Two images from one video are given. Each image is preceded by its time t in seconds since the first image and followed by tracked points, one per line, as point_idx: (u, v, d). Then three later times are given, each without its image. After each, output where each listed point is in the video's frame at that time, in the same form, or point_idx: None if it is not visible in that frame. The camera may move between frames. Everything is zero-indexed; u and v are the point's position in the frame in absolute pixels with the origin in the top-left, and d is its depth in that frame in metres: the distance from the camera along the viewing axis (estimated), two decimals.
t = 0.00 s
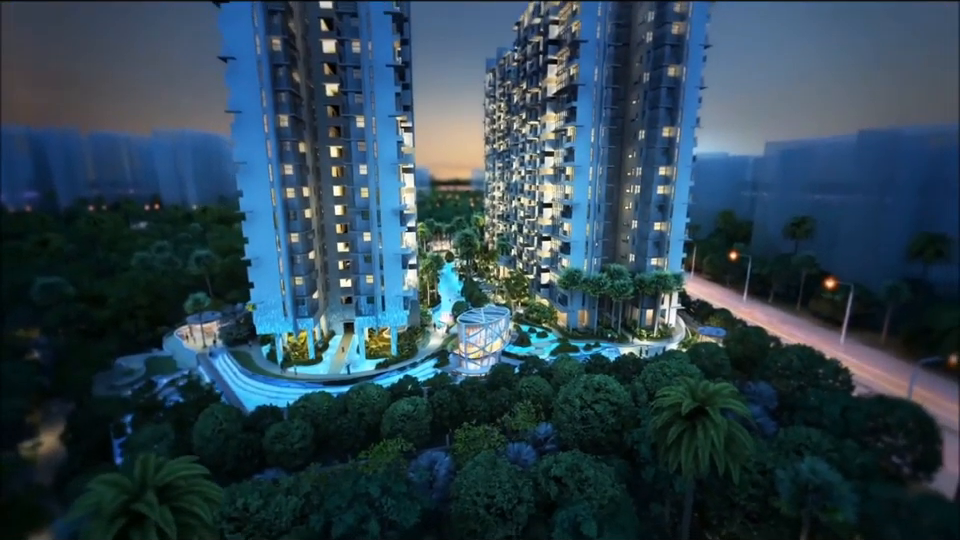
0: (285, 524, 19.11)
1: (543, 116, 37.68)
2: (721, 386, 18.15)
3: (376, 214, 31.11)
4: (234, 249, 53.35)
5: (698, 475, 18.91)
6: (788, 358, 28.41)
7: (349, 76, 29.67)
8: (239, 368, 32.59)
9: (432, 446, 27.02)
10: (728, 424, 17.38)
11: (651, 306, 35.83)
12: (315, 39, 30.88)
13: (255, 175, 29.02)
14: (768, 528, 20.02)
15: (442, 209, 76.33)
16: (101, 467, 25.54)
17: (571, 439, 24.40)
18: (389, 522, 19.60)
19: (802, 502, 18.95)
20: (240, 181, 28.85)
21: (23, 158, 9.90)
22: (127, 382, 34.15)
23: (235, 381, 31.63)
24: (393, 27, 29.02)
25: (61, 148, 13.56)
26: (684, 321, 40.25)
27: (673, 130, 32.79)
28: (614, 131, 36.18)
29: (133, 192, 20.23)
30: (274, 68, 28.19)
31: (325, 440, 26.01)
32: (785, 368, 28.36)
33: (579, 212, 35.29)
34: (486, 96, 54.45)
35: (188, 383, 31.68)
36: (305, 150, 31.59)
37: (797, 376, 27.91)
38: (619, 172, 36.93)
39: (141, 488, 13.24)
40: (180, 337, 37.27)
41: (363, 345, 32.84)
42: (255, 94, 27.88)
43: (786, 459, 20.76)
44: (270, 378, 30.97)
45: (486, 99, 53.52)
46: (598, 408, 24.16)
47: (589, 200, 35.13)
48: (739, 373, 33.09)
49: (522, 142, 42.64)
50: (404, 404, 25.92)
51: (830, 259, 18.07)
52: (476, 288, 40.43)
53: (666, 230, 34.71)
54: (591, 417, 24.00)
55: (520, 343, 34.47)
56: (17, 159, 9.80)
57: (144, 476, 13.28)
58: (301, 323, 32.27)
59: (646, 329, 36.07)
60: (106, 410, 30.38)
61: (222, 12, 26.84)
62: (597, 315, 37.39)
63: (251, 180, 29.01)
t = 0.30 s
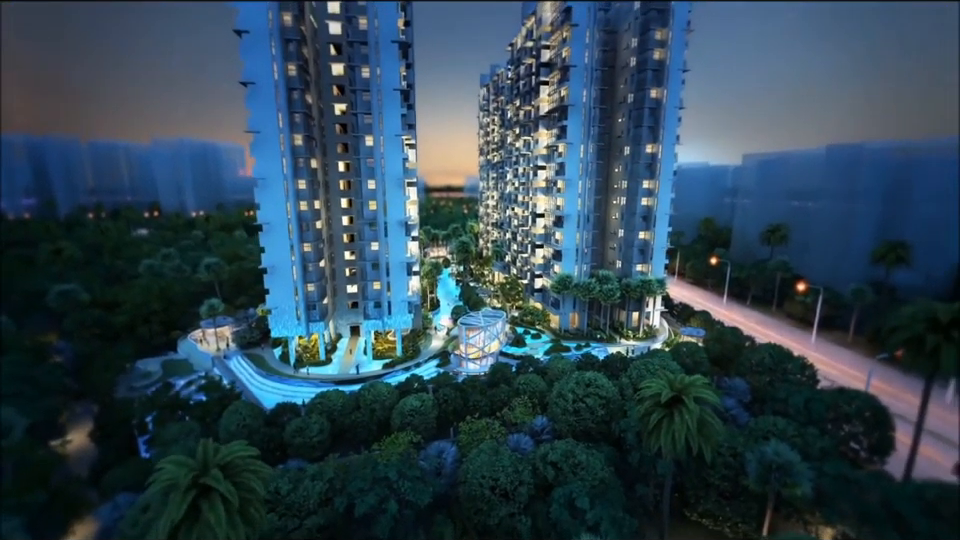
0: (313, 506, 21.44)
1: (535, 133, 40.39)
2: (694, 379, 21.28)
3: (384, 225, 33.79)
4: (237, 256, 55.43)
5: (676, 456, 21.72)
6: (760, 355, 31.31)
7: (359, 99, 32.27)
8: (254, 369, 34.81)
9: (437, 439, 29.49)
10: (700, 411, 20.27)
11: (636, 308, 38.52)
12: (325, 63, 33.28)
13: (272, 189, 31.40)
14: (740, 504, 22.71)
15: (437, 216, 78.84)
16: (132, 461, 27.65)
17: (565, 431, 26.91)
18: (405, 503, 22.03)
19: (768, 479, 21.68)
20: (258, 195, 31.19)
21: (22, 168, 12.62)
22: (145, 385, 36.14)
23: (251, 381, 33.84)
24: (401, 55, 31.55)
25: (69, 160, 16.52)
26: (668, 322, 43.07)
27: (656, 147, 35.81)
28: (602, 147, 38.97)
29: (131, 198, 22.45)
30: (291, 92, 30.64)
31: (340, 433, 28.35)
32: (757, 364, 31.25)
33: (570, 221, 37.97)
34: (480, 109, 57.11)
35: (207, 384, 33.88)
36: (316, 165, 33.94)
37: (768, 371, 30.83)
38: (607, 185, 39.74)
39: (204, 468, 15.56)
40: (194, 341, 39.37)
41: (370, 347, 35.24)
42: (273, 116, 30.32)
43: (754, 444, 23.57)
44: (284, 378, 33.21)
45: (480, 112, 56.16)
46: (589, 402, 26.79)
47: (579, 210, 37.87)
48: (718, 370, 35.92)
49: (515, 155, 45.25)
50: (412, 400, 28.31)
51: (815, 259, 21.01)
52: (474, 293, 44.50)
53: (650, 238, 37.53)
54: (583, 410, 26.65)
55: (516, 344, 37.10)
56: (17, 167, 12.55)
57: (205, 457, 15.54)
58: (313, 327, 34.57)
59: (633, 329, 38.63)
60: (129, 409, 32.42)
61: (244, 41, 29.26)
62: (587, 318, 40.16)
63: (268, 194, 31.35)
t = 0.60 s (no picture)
0: (333, 492, 23.42)
1: (529, 145, 42.81)
2: (676, 374, 23.83)
3: (389, 234, 36.13)
4: (241, 262, 57.28)
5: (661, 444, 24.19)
6: (739, 353, 34.01)
7: (366, 116, 34.57)
8: (266, 370, 36.73)
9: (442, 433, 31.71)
10: (681, 402, 22.76)
11: (625, 310, 41.17)
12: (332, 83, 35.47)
13: (284, 202, 33.67)
14: (718, 488, 25.23)
15: (432, 221, 81.19)
16: (156, 456, 29.60)
17: (560, 424, 29.25)
18: (417, 488, 24.28)
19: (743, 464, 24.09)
20: (272, 207, 33.42)
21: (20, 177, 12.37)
22: (159, 385, 37.96)
23: (263, 381, 35.87)
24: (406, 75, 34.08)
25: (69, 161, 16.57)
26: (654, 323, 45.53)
27: (642, 160, 38.44)
28: (591, 159, 41.52)
29: (132, 202, 25.40)
30: (302, 110, 32.93)
31: (352, 428, 30.43)
32: (736, 362, 33.92)
33: (563, 229, 40.38)
34: (475, 120, 59.49)
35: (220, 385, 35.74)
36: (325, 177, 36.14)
37: (746, 368, 33.51)
38: (597, 195, 42.24)
39: (247, 455, 17.77)
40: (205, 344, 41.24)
41: (376, 348, 37.44)
42: (286, 132, 32.58)
43: (731, 433, 26.07)
44: (295, 378, 35.25)
45: (475, 122, 58.47)
46: (582, 397, 29.20)
47: (571, 219, 40.31)
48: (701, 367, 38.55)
49: (510, 165, 47.58)
50: (418, 397, 30.52)
51: (779, 263, 20.19)
52: (471, 296, 46.76)
53: (638, 245, 40.02)
54: (576, 404, 29.04)
55: (512, 345, 39.47)
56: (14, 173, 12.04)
57: (246, 447, 17.63)
58: (322, 330, 36.70)
59: (622, 330, 41.18)
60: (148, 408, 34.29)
61: (259, 64, 31.52)
62: (579, 320, 42.48)
63: (282, 205, 33.62)
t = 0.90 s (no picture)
0: (352, 479, 25.82)
1: (523, 158, 45.52)
2: (660, 370, 26.76)
3: (395, 243, 38.84)
4: (245, 267, 59.33)
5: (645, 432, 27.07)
6: (718, 351, 37.06)
7: (373, 133, 37.21)
8: (278, 370, 39.04)
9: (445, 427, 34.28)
10: (664, 394, 25.64)
11: (614, 312, 43.49)
12: (340, 101, 37.79)
13: (297, 214, 36.32)
14: (698, 472, 28.15)
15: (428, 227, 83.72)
16: (181, 452, 31.82)
17: (555, 418, 31.94)
18: (428, 475, 26.80)
19: (720, 450, 26.89)
20: (286, 218, 36.11)
21: (21, 180, 13.32)
22: (175, 386, 40.17)
23: (276, 381, 38.19)
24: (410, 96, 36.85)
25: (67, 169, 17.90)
26: (641, 323, 48.24)
27: (629, 173, 41.35)
28: (581, 171, 44.38)
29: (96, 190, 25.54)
30: (314, 128, 35.59)
31: (363, 423, 32.92)
32: (715, 359, 36.94)
33: (555, 237, 43.11)
34: (469, 131, 62.18)
35: (234, 386, 37.91)
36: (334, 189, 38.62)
37: (724, 364, 36.54)
38: (587, 204, 45.06)
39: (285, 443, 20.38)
40: (217, 347, 43.42)
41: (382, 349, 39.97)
42: (299, 149, 35.21)
43: (709, 423, 28.99)
44: (307, 378, 37.60)
45: (469, 133, 61.08)
46: (575, 393, 31.97)
47: (562, 227, 43.07)
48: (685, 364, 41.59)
49: (505, 176, 50.21)
50: (425, 395, 33.04)
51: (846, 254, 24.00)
52: (468, 300, 49.41)
53: (625, 252, 42.79)
54: (570, 400, 31.81)
55: (509, 345, 42.19)
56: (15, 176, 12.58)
57: (283, 436, 20.10)
58: (331, 333, 39.19)
59: (610, 330, 43.65)
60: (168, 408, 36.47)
61: (274, 86, 34.07)
62: (571, 322, 44.98)
63: (295, 216, 36.35)
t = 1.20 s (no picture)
0: (365, 470, 28.02)
1: (518, 169, 47.92)
2: (648, 367, 29.41)
3: (399, 249, 41.53)
4: (248, 272, 61.10)
5: (635, 424, 29.59)
6: (702, 350, 39.71)
7: (379, 147, 39.63)
8: (288, 371, 41.20)
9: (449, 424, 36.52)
10: (651, 389, 28.24)
11: (605, 314, 45.60)
12: (347, 116, 39.55)
13: (307, 223, 38.57)
14: (683, 460, 30.75)
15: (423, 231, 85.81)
16: (200, 449, 33.80)
17: (552, 413, 34.29)
18: (436, 466, 29.06)
19: (702, 439, 29.48)
20: (296, 226, 38.35)
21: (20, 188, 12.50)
22: (187, 388, 42.02)
23: (286, 381, 40.16)
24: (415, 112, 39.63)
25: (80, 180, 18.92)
26: (630, 324, 50.65)
27: (618, 182, 43.89)
28: (574, 181, 46.89)
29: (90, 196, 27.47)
30: (323, 142, 37.90)
31: (372, 420, 35.11)
32: (700, 357, 39.58)
33: (550, 243, 45.51)
34: (465, 140, 64.56)
35: (245, 387, 39.79)
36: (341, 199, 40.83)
37: (708, 362, 39.14)
38: (579, 212, 47.50)
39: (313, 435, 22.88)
40: (226, 349, 45.34)
41: (386, 350, 42.24)
42: (309, 162, 37.53)
43: (693, 415, 31.53)
44: (316, 378, 39.67)
45: (466, 142, 63.43)
46: (571, 390, 34.41)
47: (556, 234, 45.52)
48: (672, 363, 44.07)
49: (500, 184, 52.56)
50: (430, 393, 35.20)
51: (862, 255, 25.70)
52: (467, 302, 52.03)
53: (615, 257, 45.23)
54: (566, 396, 34.27)
55: (506, 346, 44.63)
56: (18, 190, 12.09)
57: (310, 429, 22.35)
58: (339, 335, 41.48)
59: (602, 331, 45.88)
60: (184, 408, 38.43)
61: (285, 102, 36.18)
62: (564, 323, 47.20)
63: (305, 225, 38.62)
